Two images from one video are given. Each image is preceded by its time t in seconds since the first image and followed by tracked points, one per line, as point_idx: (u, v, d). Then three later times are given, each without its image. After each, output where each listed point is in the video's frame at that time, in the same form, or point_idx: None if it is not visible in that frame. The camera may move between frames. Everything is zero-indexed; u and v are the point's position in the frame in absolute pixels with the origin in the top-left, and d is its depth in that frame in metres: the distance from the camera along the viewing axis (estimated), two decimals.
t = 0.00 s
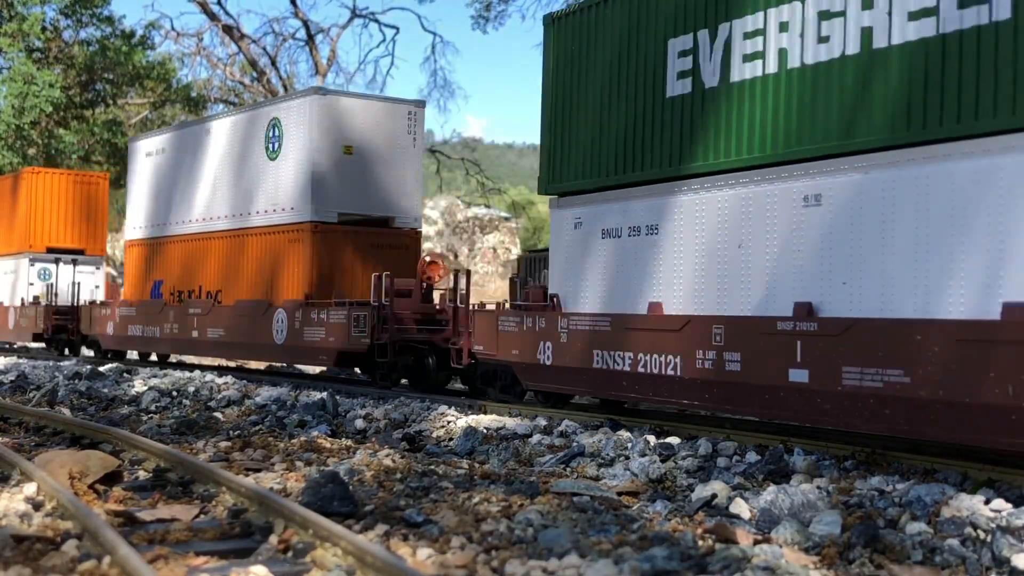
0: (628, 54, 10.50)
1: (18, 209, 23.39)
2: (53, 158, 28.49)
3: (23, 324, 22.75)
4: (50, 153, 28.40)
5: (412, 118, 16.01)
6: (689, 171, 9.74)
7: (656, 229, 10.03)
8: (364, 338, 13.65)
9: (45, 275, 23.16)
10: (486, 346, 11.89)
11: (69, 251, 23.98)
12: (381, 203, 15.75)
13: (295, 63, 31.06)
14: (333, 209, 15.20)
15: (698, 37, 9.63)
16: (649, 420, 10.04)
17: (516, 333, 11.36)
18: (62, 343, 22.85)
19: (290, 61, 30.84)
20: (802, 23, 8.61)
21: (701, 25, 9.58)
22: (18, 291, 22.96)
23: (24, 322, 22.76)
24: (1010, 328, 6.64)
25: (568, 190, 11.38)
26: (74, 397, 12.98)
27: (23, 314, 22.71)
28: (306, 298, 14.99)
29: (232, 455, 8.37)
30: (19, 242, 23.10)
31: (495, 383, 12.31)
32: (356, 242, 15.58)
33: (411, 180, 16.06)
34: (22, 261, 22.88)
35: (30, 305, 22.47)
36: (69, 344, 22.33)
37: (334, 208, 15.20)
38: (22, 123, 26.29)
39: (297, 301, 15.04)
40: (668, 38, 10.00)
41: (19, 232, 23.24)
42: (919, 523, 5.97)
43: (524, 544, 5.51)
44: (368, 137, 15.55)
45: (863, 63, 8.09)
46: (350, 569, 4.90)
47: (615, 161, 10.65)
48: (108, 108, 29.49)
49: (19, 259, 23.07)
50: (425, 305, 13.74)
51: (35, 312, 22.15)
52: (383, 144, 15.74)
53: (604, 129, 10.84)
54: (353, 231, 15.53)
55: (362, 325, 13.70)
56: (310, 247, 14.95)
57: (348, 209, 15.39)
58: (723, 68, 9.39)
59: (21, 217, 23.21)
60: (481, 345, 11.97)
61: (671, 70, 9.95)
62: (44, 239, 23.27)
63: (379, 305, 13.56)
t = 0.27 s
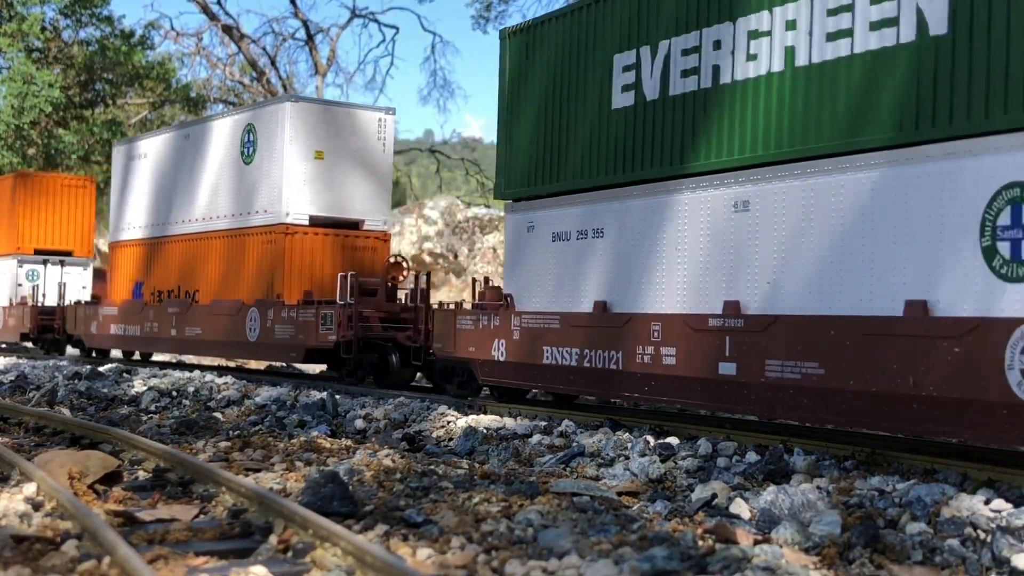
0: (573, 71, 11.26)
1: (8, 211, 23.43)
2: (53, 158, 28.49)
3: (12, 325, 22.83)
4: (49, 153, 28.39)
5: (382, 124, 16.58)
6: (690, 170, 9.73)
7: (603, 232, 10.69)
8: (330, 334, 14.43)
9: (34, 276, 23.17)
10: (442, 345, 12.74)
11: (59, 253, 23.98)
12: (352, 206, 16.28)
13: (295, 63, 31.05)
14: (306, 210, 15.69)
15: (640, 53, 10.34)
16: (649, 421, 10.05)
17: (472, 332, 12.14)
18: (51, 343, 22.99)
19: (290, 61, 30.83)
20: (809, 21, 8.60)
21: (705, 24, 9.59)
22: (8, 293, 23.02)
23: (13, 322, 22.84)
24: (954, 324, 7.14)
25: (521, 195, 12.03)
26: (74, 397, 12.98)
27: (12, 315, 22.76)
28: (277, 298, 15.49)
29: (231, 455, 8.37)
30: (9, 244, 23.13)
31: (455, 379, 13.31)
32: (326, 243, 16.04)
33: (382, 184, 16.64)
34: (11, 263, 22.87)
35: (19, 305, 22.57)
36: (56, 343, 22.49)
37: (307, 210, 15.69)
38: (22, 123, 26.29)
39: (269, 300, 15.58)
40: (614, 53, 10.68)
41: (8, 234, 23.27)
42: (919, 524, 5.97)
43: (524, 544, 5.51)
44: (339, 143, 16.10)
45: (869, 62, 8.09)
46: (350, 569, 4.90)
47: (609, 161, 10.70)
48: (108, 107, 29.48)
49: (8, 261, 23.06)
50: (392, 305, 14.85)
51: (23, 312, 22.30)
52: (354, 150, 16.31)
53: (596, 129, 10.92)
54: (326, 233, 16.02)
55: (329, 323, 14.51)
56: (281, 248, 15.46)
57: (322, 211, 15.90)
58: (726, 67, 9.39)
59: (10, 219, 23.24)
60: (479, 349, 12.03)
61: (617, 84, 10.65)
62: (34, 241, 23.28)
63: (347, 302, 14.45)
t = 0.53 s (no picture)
0: (528, 81, 11.75)
1: None
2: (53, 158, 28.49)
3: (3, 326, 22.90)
4: (49, 153, 28.39)
5: (353, 129, 17.23)
6: (685, 170, 9.73)
7: (554, 235, 11.21)
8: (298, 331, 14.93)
9: (24, 277, 23.15)
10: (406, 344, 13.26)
11: (48, 254, 23.99)
12: (324, 208, 16.89)
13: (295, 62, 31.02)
14: (281, 213, 16.28)
15: (589, 66, 10.88)
16: (649, 421, 10.05)
17: (433, 329, 12.67)
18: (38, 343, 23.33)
19: (290, 60, 30.81)
20: (809, 19, 8.61)
21: (702, 24, 9.61)
22: None
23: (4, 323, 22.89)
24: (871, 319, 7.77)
25: (482, 200, 12.45)
26: (74, 397, 12.98)
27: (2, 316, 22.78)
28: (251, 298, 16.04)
29: (231, 455, 8.37)
30: None
31: (417, 376, 13.44)
32: (300, 246, 16.61)
33: (354, 187, 17.26)
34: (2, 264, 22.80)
35: (9, 306, 22.64)
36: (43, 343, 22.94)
37: (282, 212, 16.29)
38: (22, 123, 26.29)
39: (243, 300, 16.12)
40: (565, 66, 11.22)
41: None
42: (919, 523, 5.97)
43: (524, 544, 5.51)
44: (312, 147, 16.71)
45: (870, 62, 8.11)
46: (350, 569, 4.90)
47: (601, 158, 10.68)
48: (108, 107, 29.44)
49: None
50: (358, 304, 14.70)
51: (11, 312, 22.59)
52: (327, 154, 16.93)
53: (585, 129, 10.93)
54: (299, 237, 16.61)
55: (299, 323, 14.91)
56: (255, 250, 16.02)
57: (296, 214, 16.51)
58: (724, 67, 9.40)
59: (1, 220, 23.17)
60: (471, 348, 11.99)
61: (567, 95, 11.18)
62: (25, 242, 23.29)
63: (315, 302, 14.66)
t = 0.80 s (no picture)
0: (518, 81, 11.75)
1: None
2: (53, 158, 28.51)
3: None
4: (49, 153, 28.41)
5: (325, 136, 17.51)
6: (687, 171, 9.67)
7: (547, 232, 11.25)
8: (269, 330, 15.42)
9: (13, 278, 23.28)
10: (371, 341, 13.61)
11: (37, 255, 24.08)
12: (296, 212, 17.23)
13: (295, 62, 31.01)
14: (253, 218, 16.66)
15: (539, 78, 11.46)
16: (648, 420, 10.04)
17: (394, 328, 13.10)
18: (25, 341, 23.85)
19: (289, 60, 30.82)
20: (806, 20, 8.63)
21: (703, 22, 9.54)
22: None
23: None
24: (788, 317, 8.27)
25: (477, 201, 12.41)
26: (74, 398, 12.98)
27: None
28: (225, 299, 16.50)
29: (231, 455, 8.37)
30: None
31: (382, 372, 14.06)
32: (272, 247, 16.98)
33: (326, 192, 17.59)
34: None
35: None
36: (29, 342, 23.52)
37: (254, 218, 16.68)
38: (22, 123, 26.29)
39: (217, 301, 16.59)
40: (517, 80, 11.79)
41: None
42: (919, 523, 5.96)
43: (524, 544, 5.51)
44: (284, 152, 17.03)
45: (874, 58, 8.07)
46: (350, 569, 4.90)
47: (602, 157, 10.59)
48: (108, 107, 29.43)
49: None
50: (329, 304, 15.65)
51: None
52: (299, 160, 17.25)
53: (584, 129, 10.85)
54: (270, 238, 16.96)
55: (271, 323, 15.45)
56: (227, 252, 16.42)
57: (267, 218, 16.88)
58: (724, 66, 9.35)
59: None
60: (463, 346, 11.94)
61: (519, 106, 11.74)
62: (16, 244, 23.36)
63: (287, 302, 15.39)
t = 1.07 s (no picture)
0: (473, 92, 12.42)
1: None
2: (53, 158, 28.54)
3: None
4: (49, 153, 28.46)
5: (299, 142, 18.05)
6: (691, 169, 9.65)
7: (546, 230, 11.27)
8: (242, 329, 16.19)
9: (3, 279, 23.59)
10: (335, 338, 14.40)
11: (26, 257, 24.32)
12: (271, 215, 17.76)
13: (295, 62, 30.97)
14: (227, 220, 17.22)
15: (492, 89, 12.12)
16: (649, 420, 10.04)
17: (359, 326, 13.88)
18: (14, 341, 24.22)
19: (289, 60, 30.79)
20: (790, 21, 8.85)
21: (707, 21, 9.52)
22: None
23: None
24: (715, 315, 8.98)
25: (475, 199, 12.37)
26: (74, 397, 12.98)
27: None
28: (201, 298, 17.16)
29: (232, 455, 8.37)
30: None
31: (349, 369, 14.94)
32: (247, 248, 17.54)
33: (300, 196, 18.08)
34: None
35: None
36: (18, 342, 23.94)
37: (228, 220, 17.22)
38: (22, 123, 26.31)
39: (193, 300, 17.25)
40: (473, 90, 12.45)
41: None
42: (919, 523, 5.96)
43: (524, 544, 5.51)
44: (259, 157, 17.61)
45: (878, 56, 8.10)
46: (350, 569, 4.90)
47: (602, 157, 10.58)
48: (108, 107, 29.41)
49: None
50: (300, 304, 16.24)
51: None
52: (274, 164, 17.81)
53: (587, 128, 10.81)
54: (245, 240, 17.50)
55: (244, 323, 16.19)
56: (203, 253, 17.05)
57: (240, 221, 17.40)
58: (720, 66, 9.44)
59: None
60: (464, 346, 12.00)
61: (474, 115, 12.38)
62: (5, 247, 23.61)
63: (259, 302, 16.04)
